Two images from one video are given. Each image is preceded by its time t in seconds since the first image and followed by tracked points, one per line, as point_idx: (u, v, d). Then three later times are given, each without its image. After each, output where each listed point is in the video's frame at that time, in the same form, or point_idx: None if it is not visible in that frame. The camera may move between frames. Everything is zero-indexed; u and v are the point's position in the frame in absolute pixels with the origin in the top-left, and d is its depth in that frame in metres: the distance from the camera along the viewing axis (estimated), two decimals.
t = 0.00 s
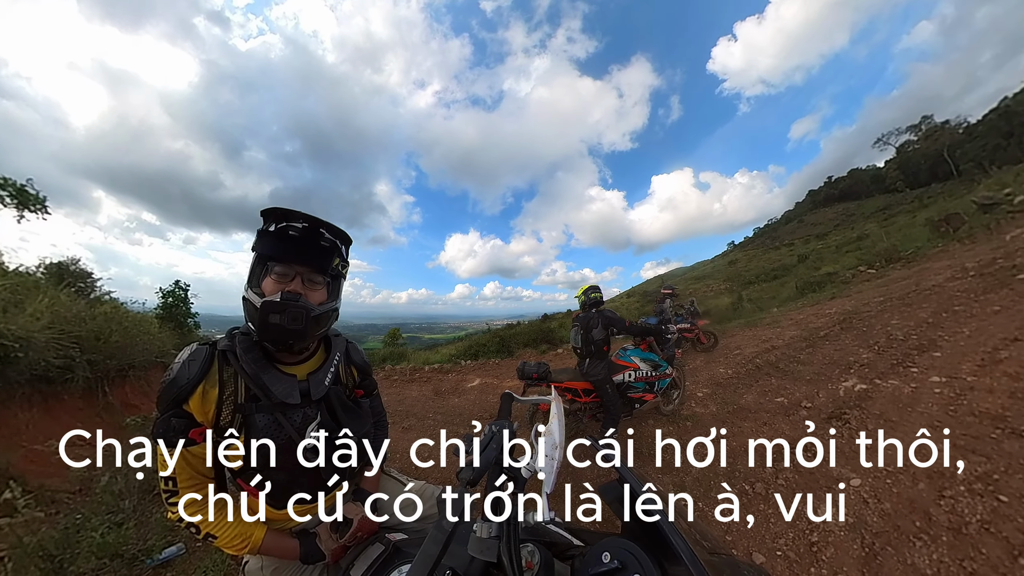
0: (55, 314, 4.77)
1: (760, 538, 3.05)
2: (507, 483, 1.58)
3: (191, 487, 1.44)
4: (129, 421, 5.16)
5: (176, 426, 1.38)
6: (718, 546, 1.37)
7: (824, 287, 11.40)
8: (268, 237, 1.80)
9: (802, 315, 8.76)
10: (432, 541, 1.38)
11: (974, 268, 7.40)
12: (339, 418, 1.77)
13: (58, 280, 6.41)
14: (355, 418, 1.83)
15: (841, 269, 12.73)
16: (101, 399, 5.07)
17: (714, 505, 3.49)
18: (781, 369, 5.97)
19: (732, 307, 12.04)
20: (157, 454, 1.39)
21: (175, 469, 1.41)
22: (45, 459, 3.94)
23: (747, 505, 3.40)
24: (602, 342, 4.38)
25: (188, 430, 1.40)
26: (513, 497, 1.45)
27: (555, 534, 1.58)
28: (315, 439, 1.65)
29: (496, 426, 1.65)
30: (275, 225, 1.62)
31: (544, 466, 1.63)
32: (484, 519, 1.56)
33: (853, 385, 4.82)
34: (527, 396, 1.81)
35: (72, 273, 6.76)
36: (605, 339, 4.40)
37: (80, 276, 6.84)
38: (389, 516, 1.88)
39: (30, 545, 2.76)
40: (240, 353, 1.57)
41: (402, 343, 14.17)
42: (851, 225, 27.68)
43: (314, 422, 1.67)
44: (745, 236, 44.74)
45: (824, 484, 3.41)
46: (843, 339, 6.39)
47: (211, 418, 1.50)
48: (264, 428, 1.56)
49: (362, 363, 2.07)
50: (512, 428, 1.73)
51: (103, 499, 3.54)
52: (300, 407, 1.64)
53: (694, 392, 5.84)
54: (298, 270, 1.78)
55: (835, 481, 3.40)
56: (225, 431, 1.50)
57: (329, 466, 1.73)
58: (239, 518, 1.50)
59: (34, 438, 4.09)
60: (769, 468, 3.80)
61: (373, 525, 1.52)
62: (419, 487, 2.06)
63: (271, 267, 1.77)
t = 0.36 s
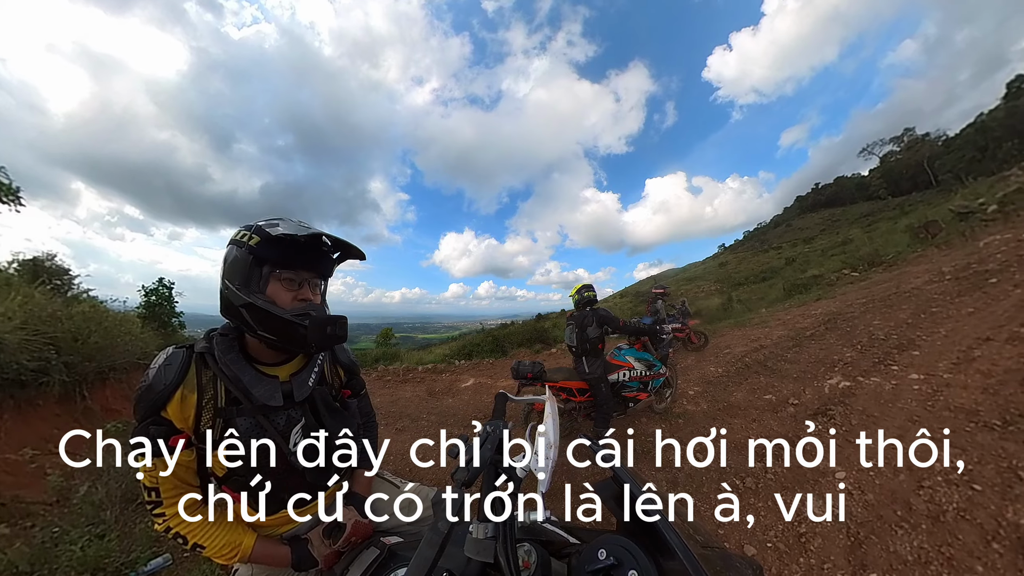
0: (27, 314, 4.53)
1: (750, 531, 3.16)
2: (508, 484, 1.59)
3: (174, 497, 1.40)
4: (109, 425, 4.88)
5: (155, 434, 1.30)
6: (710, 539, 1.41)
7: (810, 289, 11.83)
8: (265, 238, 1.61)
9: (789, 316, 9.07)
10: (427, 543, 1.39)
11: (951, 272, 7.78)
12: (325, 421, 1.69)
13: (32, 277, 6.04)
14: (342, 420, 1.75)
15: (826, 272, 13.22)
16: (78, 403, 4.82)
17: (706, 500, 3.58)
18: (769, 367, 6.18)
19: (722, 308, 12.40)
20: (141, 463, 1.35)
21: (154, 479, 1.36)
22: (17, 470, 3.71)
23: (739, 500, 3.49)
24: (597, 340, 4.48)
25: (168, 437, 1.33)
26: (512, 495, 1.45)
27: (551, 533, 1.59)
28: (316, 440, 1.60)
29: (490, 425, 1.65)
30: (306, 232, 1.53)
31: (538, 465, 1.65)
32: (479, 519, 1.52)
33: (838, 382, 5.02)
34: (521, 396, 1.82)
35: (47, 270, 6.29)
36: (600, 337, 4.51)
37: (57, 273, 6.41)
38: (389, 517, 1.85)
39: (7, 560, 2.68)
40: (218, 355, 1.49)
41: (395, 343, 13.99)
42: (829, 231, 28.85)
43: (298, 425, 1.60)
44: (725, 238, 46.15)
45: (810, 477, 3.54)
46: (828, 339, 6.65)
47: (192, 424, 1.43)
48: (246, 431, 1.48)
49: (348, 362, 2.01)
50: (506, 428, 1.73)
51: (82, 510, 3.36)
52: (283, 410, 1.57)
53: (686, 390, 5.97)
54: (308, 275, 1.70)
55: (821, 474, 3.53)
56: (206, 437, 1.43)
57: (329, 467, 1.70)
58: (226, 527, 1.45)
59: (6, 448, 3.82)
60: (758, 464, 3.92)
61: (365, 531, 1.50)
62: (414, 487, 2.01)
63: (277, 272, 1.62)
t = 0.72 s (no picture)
0: None
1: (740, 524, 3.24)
2: (508, 483, 1.62)
3: (157, 502, 1.33)
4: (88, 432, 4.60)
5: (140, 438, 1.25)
6: (703, 533, 1.45)
7: (797, 291, 12.27)
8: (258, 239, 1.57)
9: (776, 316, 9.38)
10: (423, 545, 1.38)
11: (928, 276, 8.19)
12: (316, 422, 1.63)
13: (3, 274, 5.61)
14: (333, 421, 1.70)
15: (812, 274, 13.72)
16: (54, 408, 4.48)
17: (699, 494, 3.65)
18: (758, 366, 6.38)
19: (712, 308, 12.76)
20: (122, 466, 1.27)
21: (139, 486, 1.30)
22: None
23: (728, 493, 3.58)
24: (586, 340, 4.51)
25: (153, 442, 1.28)
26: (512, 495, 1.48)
27: (547, 532, 1.61)
28: (315, 440, 1.57)
29: (486, 425, 1.68)
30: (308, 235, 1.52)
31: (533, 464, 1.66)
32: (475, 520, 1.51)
33: (823, 380, 5.24)
34: (516, 395, 1.82)
35: (22, 266, 5.86)
36: (590, 337, 4.55)
37: (34, 269, 5.98)
38: (389, 517, 1.80)
39: None
40: (206, 356, 1.44)
41: (387, 343, 13.74)
42: (806, 236, 30.14)
43: (288, 426, 1.55)
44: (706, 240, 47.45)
45: (798, 470, 3.67)
46: (814, 338, 6.91)
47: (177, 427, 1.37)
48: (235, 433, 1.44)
49: (339, 362, 1.97)
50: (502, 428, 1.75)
51: (59, 522, 3.16)
52: (272, 411, 1.51)
53: (677, 388, 6.10)
54: (302, 278, 1.67)
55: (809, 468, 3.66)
56: (192, 439, 1.38)
57: (329, 467, 1.67)
58: (214, 533, 1.40)
59: None
60: (748, 458, 3.99)
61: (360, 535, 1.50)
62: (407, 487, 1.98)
63: (272, 275, 1.58)
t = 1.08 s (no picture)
0: None
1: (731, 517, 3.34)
2: (508, 483, 1.62)
3: (144, 508, 1.28)
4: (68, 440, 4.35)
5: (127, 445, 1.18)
6: (696, 527, 1.49)
7: (785, 292, 12.72)
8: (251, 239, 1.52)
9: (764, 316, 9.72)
10: (419, 547, 1.36)
11: (907, 279, 8.63)
12: (310, 423, 1.60)
13: None
14: (327, 423, 1.67)
15: (799, 276, 14.22)
16: (29, 413, 4.26)
17: (691, 489, 3.73)
18: (747, 364, 6.59)
19: (703, 309, 13.10)
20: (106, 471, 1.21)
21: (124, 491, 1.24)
22: None
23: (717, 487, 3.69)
24: (573, 341, 4.55)
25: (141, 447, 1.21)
26: (511, 496, 1.50)
27: (544, 529, 1.63)
28: (316, 440, 1.57)
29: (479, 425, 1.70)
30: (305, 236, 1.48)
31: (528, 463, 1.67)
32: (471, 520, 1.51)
33: (808, 377, 5.47)
34: (509, 395, 1.82)
35: None
36: (576, 338, 4.59)
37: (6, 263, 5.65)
38: (389, 517, 1.78)
39: None
40: (195, 357, 1.37)
41: (380, 343, 13.50)
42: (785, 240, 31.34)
43: (280, 429, 1.52)
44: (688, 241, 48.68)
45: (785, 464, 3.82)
46: (800, 338, 7.18)
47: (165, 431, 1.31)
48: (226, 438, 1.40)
49: (333, 363, 1.96)
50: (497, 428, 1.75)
51: (36, 535, 2.97)
52: (264, 413, 1.47)
53: (669, 386, 6.25)
54: (296, 279, 1.63)
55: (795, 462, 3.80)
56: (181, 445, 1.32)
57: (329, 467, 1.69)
58: (204, 541, 1.34)
59: None
60: (738, 452, 4.11)
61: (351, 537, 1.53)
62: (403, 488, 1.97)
63: (265, 277, 1.53)
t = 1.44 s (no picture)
0: None
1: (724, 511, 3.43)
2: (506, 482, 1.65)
3: (129, 518, 1.23)
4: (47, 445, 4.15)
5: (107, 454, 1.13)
6: (689, 522, 1.53)
7: (773, 293, 13.17)
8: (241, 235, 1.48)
9: (753, 317, 10.03)
10: (415, 549, 1.34)
11: (888, 283, 9.05)
12: (303, 428, 1.54)
13: None
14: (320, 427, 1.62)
15: (787, 278, 14.72)
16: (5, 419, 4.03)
17: (684, 484, 3.81)
18: (736, 362, 6.80)
19: (694, 309, 13.45)
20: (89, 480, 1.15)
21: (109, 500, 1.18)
22: None
23: (709, 482, 3.78)
24: (566, 341, 4.58)
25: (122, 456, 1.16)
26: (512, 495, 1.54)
27: (540, 528, 1.64)
28: (316, 440, 1.53)
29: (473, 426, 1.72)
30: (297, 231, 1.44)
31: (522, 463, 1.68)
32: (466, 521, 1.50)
33: (795, 375, 5.70)
34: (503, 395, 1.81)
35: None
36: (569, 338, 4.62)
37: None
38: (389, 517, 1.74)
39: None
40: (181, 360, 1.33)
41: (372, 343, 13.27)
42: (764, 243, 32.48)
43: (271, 434, 1.47)
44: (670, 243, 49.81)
45: (773, 459, 3.95)
46: (787, 338, 7.45)
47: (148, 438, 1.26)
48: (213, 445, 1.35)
49: (324, 364, 1.94)
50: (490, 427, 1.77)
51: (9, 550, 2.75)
52: (255, 418, 1.43)
53: (662, 384, 6.39)
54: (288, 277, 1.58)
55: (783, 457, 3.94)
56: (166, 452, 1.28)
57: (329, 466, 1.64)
58: (192, 551, 1.31)
59: None
60: (728, 448, 4.24)
61: (347, 543, 1.52)
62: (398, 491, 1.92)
63: (255, 274, 1.49)
